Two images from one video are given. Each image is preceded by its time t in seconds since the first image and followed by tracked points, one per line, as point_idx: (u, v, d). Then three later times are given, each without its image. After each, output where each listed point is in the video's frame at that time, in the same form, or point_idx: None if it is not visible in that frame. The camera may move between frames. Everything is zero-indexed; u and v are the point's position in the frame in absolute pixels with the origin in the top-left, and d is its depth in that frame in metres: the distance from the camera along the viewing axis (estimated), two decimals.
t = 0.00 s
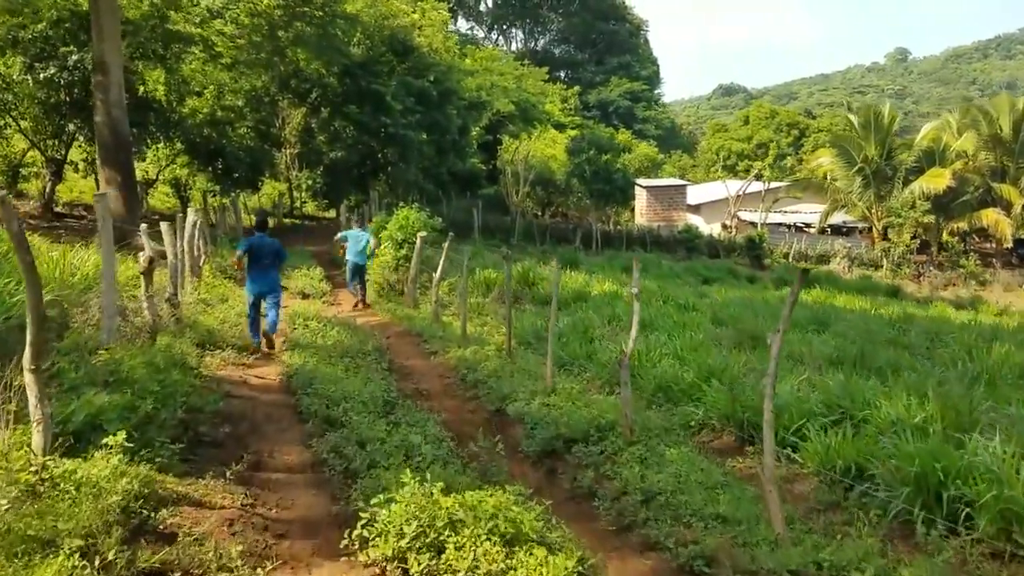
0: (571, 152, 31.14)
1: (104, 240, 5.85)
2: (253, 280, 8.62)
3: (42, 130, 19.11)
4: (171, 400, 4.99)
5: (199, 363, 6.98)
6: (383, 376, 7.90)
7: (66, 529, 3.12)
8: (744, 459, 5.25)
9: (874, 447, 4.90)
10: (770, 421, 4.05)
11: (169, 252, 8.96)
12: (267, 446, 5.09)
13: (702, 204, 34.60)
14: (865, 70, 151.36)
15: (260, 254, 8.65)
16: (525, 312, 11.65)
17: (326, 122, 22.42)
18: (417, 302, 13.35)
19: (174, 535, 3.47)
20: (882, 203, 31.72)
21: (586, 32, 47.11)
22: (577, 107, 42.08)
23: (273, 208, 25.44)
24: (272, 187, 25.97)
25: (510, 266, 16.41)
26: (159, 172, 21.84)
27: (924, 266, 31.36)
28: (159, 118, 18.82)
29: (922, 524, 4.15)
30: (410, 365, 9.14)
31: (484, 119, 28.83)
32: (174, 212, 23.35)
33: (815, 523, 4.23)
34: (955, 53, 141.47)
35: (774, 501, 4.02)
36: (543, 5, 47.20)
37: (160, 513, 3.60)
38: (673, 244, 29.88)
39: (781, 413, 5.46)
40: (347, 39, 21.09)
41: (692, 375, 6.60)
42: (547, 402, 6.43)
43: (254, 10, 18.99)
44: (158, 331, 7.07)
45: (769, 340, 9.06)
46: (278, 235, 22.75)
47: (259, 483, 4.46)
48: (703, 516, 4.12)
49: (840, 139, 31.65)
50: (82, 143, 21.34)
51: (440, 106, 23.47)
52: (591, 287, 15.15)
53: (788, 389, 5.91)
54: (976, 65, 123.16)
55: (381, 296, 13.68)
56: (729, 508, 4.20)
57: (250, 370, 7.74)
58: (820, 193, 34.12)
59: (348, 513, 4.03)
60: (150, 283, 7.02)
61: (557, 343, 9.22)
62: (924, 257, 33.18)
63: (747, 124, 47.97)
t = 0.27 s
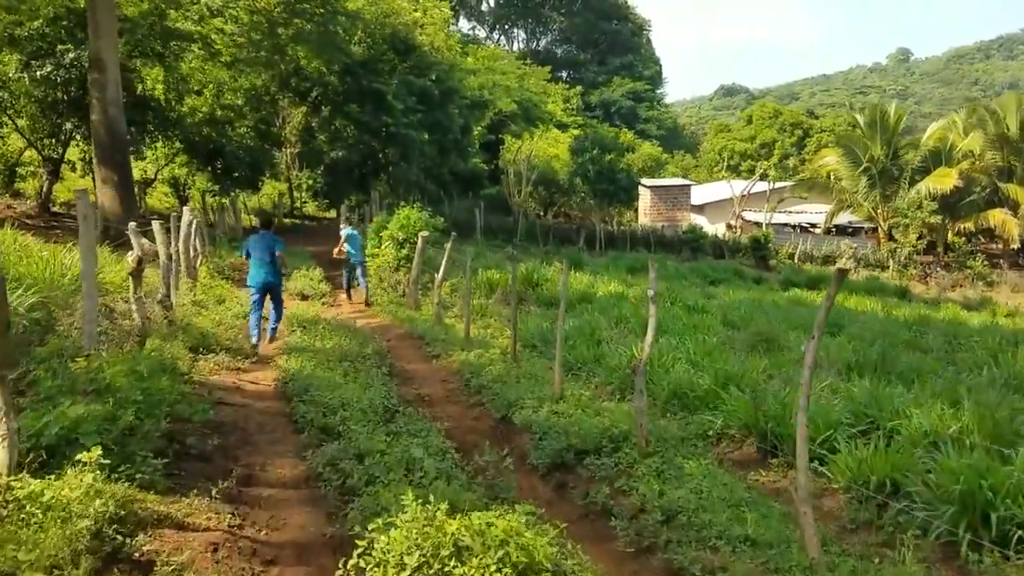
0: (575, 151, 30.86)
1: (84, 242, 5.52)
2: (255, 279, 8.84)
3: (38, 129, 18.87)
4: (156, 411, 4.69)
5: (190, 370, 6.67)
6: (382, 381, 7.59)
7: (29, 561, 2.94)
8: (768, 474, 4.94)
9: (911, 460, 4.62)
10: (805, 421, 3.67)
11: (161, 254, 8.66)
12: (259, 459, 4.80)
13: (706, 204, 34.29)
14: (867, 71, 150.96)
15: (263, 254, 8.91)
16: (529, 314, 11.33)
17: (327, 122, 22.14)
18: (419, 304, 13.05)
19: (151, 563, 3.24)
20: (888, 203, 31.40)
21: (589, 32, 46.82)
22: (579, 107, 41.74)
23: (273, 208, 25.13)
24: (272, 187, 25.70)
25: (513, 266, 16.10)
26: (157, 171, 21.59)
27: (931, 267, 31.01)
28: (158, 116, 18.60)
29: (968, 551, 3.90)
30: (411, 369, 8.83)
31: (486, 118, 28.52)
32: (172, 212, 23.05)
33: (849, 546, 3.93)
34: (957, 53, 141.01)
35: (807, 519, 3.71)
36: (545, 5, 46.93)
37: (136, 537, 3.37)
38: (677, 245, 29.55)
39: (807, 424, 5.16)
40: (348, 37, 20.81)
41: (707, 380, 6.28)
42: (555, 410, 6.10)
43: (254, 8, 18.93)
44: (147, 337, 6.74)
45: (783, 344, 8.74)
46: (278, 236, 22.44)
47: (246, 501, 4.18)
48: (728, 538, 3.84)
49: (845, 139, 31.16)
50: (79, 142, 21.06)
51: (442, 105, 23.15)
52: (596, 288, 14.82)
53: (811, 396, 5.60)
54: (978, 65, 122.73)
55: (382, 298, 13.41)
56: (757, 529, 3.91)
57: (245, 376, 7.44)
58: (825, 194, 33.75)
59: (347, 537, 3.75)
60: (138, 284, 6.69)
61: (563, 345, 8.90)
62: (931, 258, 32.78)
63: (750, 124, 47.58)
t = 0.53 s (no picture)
0: (579, 152, 30.53)
1: (71, 242, 5.18)
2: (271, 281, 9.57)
3: (37, 129, 18.57)
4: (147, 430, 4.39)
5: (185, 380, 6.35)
6: (387, 390, 7.26)
7: None
8: (804, 495, 4.62)
9: (961, 484, 4.36)
10: (858, 432, 3.31)
11: (158, 257, 8.36)
12: (258, 479, 4.48)
13: (712, 205, 33.97)
14: (869, 72, 150.55)
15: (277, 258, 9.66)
16: (538, 317, 11.00)
17: (329, 122, 21.84)
18: (423, 307, 12.74)
19: None
20: (896, 204, 31.01)
21: (592, 32, 46.50)
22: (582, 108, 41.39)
23: (275, 209, 24.84)
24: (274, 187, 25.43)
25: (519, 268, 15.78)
26: (158, 172, 21.31)
27: (940, 269, 30.62)
28: (158, 116, 18.37)
29: None
30: (416, 376, 8.51)
31: (489, 118, 28.20)
32: (173, 213, 22.77)
33: None
34: (960, 54, 140.55)
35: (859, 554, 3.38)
36: (548, 5, 46.62)
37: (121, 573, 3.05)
38: (683, 246, 29.18)
39: (842, 439, 4.85)
40: (350, 36, 20.49)
41: (730, 390, 5.94)
42: (571, 422, 5.77)
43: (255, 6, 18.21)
44: (141, 345, 6.43)
45: (804, 350, 8.39)
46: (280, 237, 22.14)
47: (242, 531, 3.86)
48: (771, 573, 3.53)
49: (851, 139, 30.83)
50: (79, 142, 20.79)
51: (445, 104, 22.83)
52: (604, 291, 14.47)
53: (843, 409, 5.29)
54: (981, 66, 122.36)
55: (385, 301, 13.13)
56: (802, 562, 3.61)
57: (243, 385, 7.14)
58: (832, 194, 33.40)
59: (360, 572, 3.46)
60: (131, 289, 6.35)
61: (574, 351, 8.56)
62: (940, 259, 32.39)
63: (754, 124, 47.27)
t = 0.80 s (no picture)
0: (584, 152, 30.25)
1: (61, 247, 4.89)
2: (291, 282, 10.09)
3: (37, 129, 18.33)
4: (140, 448, 4.10)
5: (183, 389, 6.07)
6: (394, 397, 6.96)
7: None
8: (843, 513, 4.34)
9: (1014, 504, 4.19)
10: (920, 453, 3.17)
11: (156, 259, 8.07)
12: (260, 497, 4.20)
13: (717, 206, 33.68)
14: (870, 73, 150.20)
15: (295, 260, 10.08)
16: (547, 321, 10.71)
17: (332, 121, 21.54)
18: (429, 310, 12.45)
19: None
20: (904, 204, 30.69)
21: (594, 32, 46.21)
22: (585, 108, 41.07)
23: (277, 210, 24.57)
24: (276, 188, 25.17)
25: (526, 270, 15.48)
26: (159, 172, 21.07)
27: (948, 270, 30.29)
28: (159, 117, 18.29)
29: None
30: (423, 381, 8.22)
31: (493, 119, 27.90)
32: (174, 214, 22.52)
33: None
34: (962, 55, 140.17)
35: None
36: (550, 6, 46.34)
37: None
38: (689, 247, 28.86)
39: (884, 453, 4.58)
40: (353, 34, 20.21)
41: (758, 399, 5.65)
42: (590, 433, 5.47)
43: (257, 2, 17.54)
44: (137, 352, 6.14)
45: (825, 356, 8.10)
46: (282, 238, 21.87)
47: (243, 557, 3.59)
48: None
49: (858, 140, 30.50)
50: (79, 143, 20.54)
51: (448, 104, 22.54)
52: (613, 293, 14.16)
53: (880, 421, 5.02)
54: (983, 67, 121.96)
55: (390, 304, 12.88)
56: None
57: (245, 393, 6.87)
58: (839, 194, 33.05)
59: None
60: (126, 293, 6.05)
61: (587, 356, 8.26)
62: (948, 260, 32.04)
63: (758, 124, 46.95)
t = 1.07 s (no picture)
0: (588, 152, 29.96)
1: (46, 253, 4.62)
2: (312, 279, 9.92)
3: (36, 129, 18.10)
4: (130, 471, 3.91)
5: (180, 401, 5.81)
6: (400, 408, 6.65)
7: None
8: (885, 541, 4.07)
9: None
10: (988, 478, 2.92)
11: (153, 263, 7.79)
12: (259, 524, 4.10)
13: (722, 207, 33.37)
14: (873, 73, 149.67)
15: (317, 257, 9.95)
16: (556, 325, 10.40)
17: (335, 122, 21.24)
18: (434, 314, 12.17)
19: None
20: (911, 205, 30.33)
21: (598, 33, 45.90)
22: (589, 108, 40.75)
23: (279, 211, 24.31)
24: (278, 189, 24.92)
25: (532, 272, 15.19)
26: (160, 173, 20.82)
27: (956, 272, 29.94)
28: (160, 117, 18.35)
29: None
30: (430, 389, 7.95)
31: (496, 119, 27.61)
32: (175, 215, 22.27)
33: None
34: (966, 55, 139.62)
35: None
36: (553, 6, 46.04)
37: None
38: (695, 248, 28.54)
39: (930, 475, 4.28)
40: (356, 34, 19.91)
41: (785, 412, 5.37)
42: (609, 449, 5.20)
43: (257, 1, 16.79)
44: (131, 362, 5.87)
45: (847, 364, 7.80)
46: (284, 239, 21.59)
47: None
48: None
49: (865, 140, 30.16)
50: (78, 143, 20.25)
51: (452, 104, 22.28)
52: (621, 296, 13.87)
53: (919, 439, 4.73)
54: (987, 67, 121.48)
55: (394, 307, 12.67)
56: None
57: (245, 403, 6.62)
58: (846, 195, 32.69)
59: None
60: (120, 300, 5.77)
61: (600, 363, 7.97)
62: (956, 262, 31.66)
63: (763, 125, 46.59)
